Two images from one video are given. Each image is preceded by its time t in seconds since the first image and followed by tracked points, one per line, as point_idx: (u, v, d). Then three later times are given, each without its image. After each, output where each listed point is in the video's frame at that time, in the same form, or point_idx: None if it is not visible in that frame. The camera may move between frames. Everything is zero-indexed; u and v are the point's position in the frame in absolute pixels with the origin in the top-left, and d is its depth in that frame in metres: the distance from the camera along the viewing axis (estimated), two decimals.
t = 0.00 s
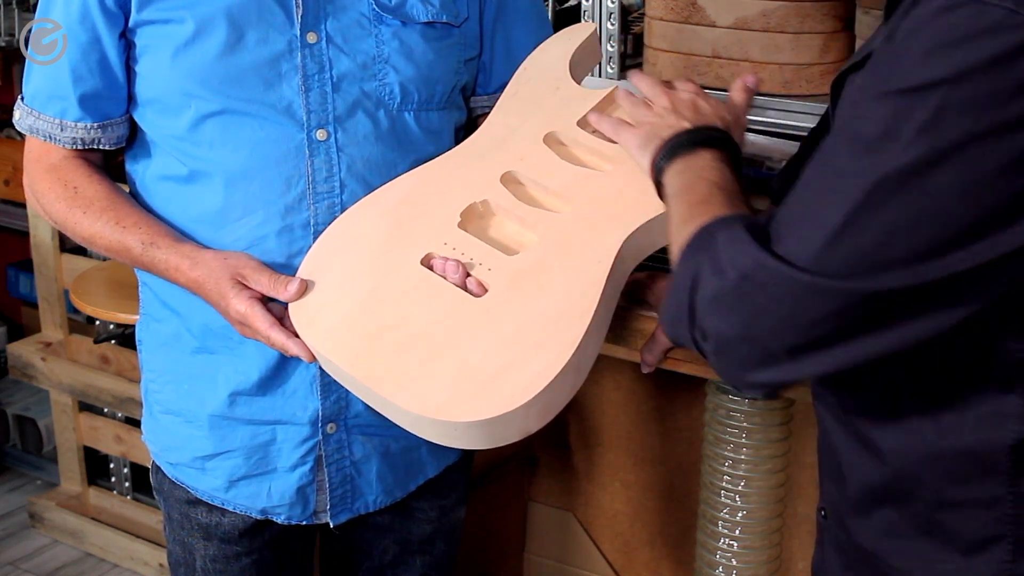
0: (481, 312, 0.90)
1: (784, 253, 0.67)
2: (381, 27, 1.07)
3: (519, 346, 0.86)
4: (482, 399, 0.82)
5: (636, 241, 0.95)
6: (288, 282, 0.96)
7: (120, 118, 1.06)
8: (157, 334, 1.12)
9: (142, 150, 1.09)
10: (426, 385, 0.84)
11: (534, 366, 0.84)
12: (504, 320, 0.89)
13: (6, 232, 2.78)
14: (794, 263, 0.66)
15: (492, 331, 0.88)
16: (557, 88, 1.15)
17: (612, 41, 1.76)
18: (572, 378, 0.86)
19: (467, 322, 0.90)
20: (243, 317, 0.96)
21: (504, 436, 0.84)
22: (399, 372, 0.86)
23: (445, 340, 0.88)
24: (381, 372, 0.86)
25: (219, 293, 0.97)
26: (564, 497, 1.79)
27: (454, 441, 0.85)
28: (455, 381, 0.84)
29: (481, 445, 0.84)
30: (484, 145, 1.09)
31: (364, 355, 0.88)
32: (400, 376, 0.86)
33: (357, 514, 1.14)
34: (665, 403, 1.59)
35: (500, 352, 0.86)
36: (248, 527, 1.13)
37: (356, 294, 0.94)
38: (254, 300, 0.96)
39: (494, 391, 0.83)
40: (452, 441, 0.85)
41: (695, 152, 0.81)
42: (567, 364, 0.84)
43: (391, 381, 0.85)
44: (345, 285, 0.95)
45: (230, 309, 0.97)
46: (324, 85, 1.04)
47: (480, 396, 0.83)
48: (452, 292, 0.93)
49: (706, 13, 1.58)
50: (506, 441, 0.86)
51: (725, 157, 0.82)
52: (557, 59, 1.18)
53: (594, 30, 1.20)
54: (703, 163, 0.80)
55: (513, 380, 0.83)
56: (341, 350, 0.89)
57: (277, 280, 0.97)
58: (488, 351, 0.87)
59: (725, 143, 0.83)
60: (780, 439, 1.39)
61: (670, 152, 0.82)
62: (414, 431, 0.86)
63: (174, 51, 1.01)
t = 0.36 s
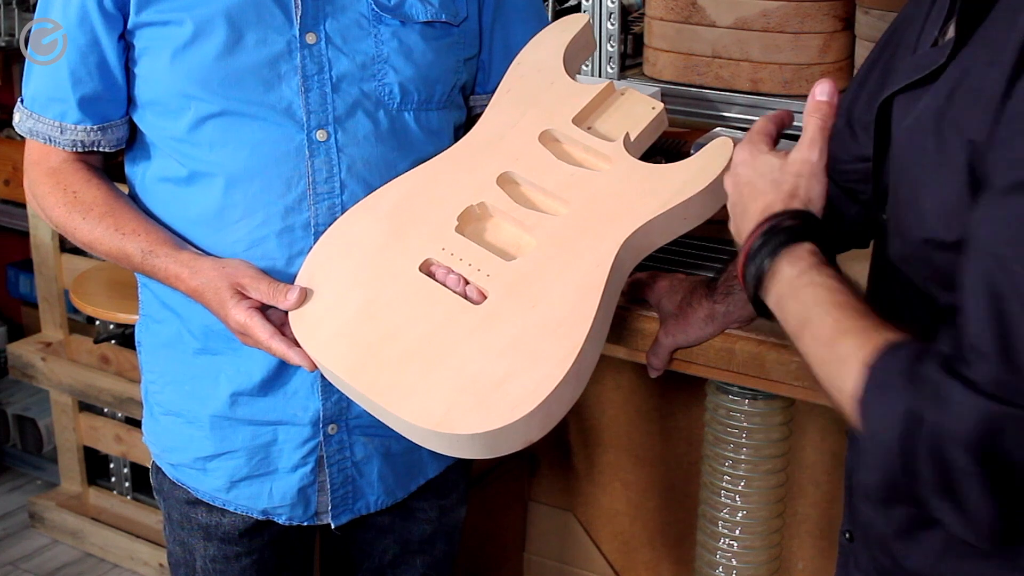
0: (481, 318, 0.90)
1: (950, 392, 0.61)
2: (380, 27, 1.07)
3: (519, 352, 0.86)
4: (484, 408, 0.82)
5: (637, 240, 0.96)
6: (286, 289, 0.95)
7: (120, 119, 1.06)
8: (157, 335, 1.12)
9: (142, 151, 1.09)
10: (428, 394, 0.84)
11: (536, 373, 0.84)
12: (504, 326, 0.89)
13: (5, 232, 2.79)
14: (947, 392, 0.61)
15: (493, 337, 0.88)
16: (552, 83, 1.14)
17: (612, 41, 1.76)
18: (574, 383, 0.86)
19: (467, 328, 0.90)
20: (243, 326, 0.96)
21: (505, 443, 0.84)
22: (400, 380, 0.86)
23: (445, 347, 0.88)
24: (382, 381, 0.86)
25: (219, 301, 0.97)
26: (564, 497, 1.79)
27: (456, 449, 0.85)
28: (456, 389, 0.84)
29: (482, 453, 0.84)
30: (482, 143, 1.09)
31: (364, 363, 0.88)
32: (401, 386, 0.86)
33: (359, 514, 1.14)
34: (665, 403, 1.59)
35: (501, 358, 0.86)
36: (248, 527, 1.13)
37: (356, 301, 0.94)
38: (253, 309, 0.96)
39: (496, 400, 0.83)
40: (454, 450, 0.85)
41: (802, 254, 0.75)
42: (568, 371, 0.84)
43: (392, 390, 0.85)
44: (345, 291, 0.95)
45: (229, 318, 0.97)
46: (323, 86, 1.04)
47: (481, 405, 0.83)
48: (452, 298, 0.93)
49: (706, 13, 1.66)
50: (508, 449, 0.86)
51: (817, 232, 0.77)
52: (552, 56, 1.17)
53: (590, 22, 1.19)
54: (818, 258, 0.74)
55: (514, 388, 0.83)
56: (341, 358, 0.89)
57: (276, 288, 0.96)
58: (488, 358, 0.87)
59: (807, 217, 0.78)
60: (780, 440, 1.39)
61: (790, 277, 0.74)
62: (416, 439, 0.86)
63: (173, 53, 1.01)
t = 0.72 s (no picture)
0: (482, 319, 0.90)
1: (1004, 453, 0.71)
2: (378, 27, 1.07)
3: (521, 353, 0.86)
4: (487, 408, 0.82)
5: (637, 241, 0.96)
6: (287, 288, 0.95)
7: (120, 120, 1.06)
8: (157, 335, 1.12)
9: (142, 152, 1.09)
10: (430, 393, 0.84)
11: (538, 373, 0.84)
12: (505, 326, 0.89)
13: (5, 232, 2.79)
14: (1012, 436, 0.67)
15: (494, 338, 0.88)
16: (552, 85, 1.15)
17: (612, 41, 1.77)
18: (576, 385, 0.85)
19: (468, 329, 0.90)
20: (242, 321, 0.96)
21: (508, 444, 0.84)
22: (402, 380, 0.86)
23: (446, 347, 0.88)
24: (383, 379, 0.86)
25: (217, 298, 0.97)
26: (564, 497, 1.78)
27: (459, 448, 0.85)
28: (458, 389, 0.84)
29: (484, 453, 0.84)
30: (481, 143, 1.09)
31: (365, 361, 0.88)
32: (403, 384, 0.85)
33: (358, 514, 1.14)
34: (665, 403, 1.59)
35: (503, 359, 0.86)
36: (248, 527, 1.13)
37: (355, 299, 0.94)
38: (253, 305, 0.96)
39: (499, 399, 0.82)
40: (458, 449, 0.85)
41: (882, 358, 0.78)
42: (571, 371, 0.84)
43: (394, 388, 0.85)
44: (345, 292, 0.95)
45: (229, 313, 0.97)
46: (322, 86, 1.04)
47: (484, 405, 0.82)
48: (453, 298, 0.93)
49: (706, 13, 1.66)
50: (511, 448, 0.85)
51: (878, 323, 0.79)
52: (552, 56, 1.17)
53: (589, 26, 1.20)
54: (898, 358, 0.78)
55: (518, 388, 0.83)
56: (343, 356, 0.89)
57: (274, 285, 0.96)
58: (490, 358, 0.86)
59: (855, 306, 0.79)
60: (780, 439, 1.39)
61: (875, 391, 0.78)
62: (419, 439, 0.86)
63: (173, 53, 1.01)
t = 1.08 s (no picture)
0: (484, 320, 0.90)
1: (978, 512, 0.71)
2: (379, 28, 1.07)
3: (523, 354, 0.86)
4: (491, 409, 0.82)
5: (639, 241, 0.96)
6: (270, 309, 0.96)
7: (120, 119, 1.06)
8: (157, 334, 1.11)
9: (142, 151, 1.09)
10: (432, 395, 0.84)
11: (541, 375, 0.84)
12: (509, 326, 0.89)
13: (5, 232, 2.79)
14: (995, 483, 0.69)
15: (496, 339, 0.88)
16: (552, 86, 1.14)
17: (612, 41, 1.77)
18: (578, 386, 0.86)
19: (470, 330, 0.90)
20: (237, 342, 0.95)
21: (510, 444, 0.83)
22: (404, 381, 0.86)
23: (448, 348, 0.88)
24: (386, 379, 0.86)
25: (208, 317, 0.97)
26: (564, 497, 1.78)
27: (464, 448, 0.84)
28: (462, 389, 0.84)
29: (485, 454, 0.84)
30: (482, 144, 1.09)
31: (368, 361, 0.88)
32: (407, 384, 0.85)
33: (359, 514, 1.14)
34: (665, 403, 1.59)
35: (505, 361, 0.86)
36: (248, 527, 1.13)
37: (358, 300, 0.94)
38: (243, 324, 0.95)
39: (504, 399, 0.82)
40: (462, 449, 0.85)
41: (876, 477, 0.74)
42: (574, 372, 0.84)
43: (398, 388, 0.85)
44: (347, 292, 0.94)
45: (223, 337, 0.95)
46: (323, 86, 1.04)
47: (488, 406, 0.82)
48: (455, 299, 0.93)
49: (706, 13, 1.66)
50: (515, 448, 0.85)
51: (864, 442, 0.75)
52: (553, 57, 1.17)
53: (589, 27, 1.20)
54: (891, 471, 0.74)
55: (523, 388, 0.83)
56: (346, 357, 0.89)
57: (257, 307, 0.95)
58: (494, 359, 0.86)
59: (839, 437, 0.74)
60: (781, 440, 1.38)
61: (881, 509, 0.74)
62: (421, 440, 0.86)
63: (173, 53, 1.01)
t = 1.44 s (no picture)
0: (492, 319, 0.90)
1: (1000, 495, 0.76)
2: (381, 28, 1.07)
3: (531, 353, 0.86)
4: (500, 408, 0.82)
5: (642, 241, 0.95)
6: (173, 494, 1.05)
7: (122, 119, 1.06)
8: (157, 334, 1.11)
9: (143, 151, 1.09)
10: (441, 393, 0.84)
11: (550, 375, 0.84)
12: (518, 326, 0.89)
13: (5, 232, 2.79)
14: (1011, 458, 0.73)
15: (504, 339, 0.88)
16: (558, 88, 1.15)
17: (612, 41, 1.77)
18: (587, 387, 0.85)
19: (477, 329, 0.90)
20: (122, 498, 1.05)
21: (520, 442, 0.83)
22: (412, 379, 0.86)
23: (456, 347, 0.88)
24: (395, 377, 0.86)
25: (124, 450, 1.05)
26: (564, 497, 1.78)
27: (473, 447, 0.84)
28: (472, 387, 0.84)
29: (494, 451, 0.84)
30: (487, 145, 1.09)
31: (376, 359, 0.88)
32: (416, 382, 0.85)
33: (358, 514, 1.14)
34: (665, 403, 1.59)
35: (514, 360, 0.86)
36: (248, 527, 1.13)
37: (364, 299, 0.94)
38: (143, 490, 1.04)
39: (514, 398, 0.82)
40: (472, 447, 0.84)
41: (881, 426, 0.81)
42: (584, 371, 0.84)
43: (406, 387, 0.85)
44: (353, 290, 0.94)
45: (110, 484, 1.06)
46: (325, 86, 1.04)
47: (498, 404, 0.82)
48: (463, 298, 0.93)
49: (706, 13, 1.66)
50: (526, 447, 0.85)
51: (875, 392, 0.82)
52: (555, 57, 1.17)
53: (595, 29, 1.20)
54: (895, 424, 0.82)
55: (533, 387, 0.83)
56: (353, 355, 0.88)
57: (169, 495, 1.05)
58: (504, 358, 0.86)
59: (848, 382, 0.82)
60: (781, 440, 1.38)
61: (881, 458, 0.82)
62: (429, 438, 0.85)
63: (175, 52, 1.01)
